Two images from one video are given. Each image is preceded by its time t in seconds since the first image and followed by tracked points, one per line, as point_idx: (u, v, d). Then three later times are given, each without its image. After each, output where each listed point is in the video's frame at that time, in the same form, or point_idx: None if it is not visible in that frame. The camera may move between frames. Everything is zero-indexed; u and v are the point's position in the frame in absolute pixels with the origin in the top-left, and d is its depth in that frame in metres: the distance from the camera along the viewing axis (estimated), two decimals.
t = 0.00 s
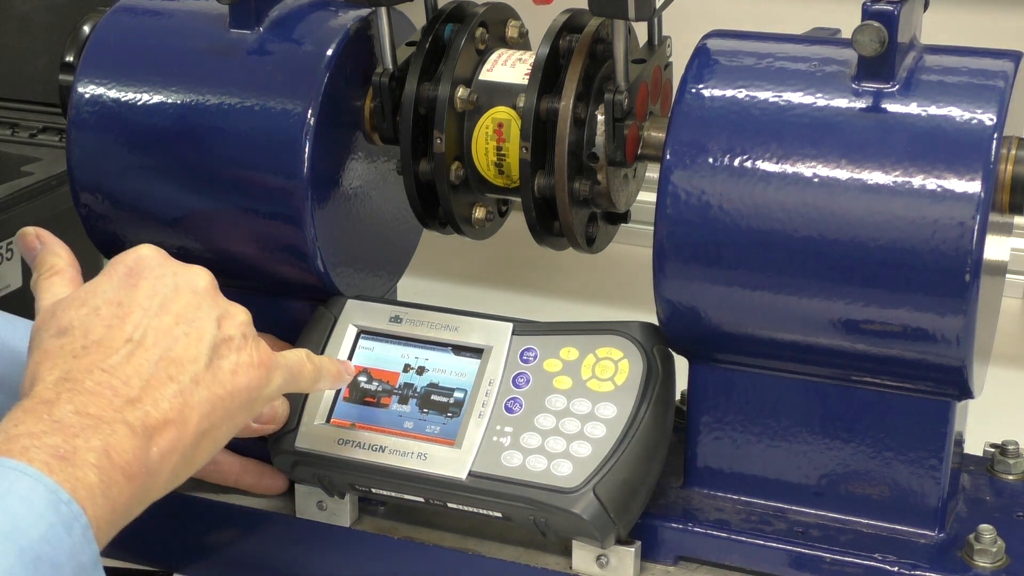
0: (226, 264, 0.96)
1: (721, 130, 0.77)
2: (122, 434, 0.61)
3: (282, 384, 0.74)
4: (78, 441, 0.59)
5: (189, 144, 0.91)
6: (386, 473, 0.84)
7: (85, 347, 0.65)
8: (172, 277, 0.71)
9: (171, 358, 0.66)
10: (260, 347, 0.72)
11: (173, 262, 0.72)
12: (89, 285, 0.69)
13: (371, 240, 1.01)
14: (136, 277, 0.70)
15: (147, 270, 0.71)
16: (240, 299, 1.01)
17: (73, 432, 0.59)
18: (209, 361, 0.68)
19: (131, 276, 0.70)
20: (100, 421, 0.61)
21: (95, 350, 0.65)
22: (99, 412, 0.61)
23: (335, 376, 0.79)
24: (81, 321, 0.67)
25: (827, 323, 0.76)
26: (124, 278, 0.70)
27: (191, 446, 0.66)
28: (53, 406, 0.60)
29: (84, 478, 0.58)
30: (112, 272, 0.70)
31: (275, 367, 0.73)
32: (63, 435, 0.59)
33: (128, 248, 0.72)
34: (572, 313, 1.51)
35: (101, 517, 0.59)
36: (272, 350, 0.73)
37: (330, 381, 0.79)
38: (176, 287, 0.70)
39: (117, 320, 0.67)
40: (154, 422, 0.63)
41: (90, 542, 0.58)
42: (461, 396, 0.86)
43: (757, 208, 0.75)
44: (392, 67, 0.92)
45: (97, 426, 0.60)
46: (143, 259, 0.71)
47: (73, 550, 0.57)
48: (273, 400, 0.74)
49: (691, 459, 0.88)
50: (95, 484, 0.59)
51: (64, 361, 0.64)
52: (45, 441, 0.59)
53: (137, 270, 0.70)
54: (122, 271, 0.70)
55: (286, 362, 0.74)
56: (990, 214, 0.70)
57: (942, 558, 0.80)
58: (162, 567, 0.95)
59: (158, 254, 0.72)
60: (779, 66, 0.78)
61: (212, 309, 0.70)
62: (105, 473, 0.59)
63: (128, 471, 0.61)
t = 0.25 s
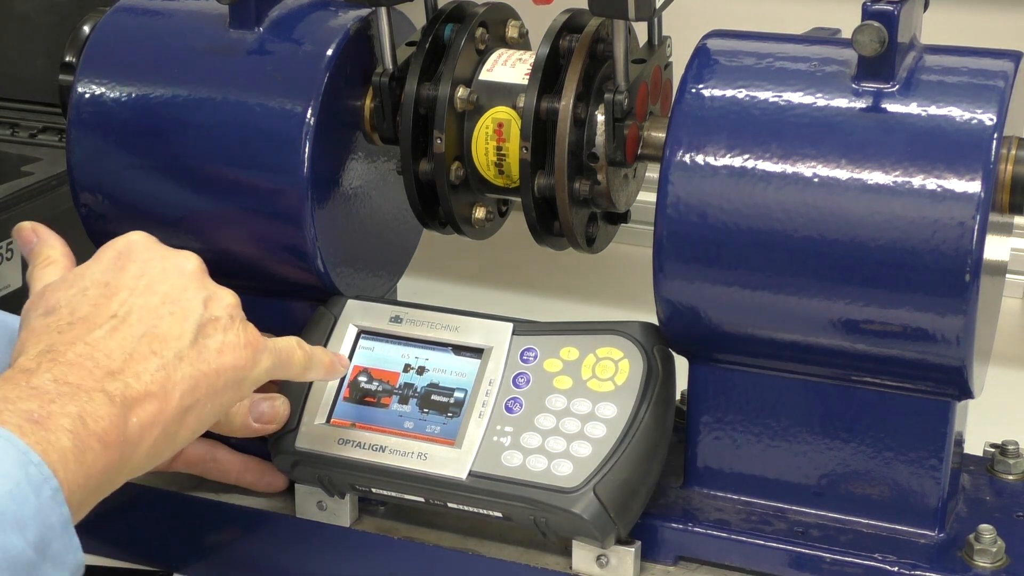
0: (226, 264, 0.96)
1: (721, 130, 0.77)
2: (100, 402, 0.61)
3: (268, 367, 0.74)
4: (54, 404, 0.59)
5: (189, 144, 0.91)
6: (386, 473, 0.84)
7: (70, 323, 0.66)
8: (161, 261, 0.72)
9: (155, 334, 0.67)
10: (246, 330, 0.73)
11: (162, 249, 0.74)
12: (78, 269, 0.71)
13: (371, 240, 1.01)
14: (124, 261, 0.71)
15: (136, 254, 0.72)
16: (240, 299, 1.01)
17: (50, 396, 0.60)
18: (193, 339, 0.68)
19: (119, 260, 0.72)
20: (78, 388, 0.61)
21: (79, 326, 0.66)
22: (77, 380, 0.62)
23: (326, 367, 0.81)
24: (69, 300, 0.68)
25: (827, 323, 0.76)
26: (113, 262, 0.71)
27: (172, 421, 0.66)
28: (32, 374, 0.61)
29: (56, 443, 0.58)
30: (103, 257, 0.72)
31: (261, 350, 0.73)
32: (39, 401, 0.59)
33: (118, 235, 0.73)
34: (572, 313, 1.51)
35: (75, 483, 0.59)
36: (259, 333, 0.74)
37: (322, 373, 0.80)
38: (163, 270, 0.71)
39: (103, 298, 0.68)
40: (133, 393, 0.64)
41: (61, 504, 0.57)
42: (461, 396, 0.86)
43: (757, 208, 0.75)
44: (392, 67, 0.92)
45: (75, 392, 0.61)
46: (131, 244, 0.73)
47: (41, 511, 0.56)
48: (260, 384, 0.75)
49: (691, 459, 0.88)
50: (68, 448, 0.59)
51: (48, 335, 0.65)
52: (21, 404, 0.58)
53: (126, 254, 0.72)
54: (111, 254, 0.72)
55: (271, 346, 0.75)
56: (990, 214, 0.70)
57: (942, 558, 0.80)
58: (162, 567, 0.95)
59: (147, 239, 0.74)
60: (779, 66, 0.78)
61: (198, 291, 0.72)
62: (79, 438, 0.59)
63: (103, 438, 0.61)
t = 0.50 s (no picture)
0: (226, 264, 0.96)
1: (721, 130, 0.77)
2: (90, 420, 0.61)
3: (276, 391, 0.73)
4: (40, 420, 0.59)
5: (189, 144, 0.91)
6: (386, 473, 0.84)
7: (77, 332, 0.66)
8: (180, 275, 0.72)
9: (159, 352, 0.66)
10: (256, 352, 0.72)
11: (185, 262, 0.73)
12: (96, 275, 0.70)
13: (371, 240, 1.01)
14: (142, 269, 0.72)
15: (156, 265, 0.72)
16: (240, 299, 1.01)
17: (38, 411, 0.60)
18: (197, 360, 0.68)
19: (139, 272, 0.71)
20: (71, 403, 0.61)
21: (85, 337, 0.65)
22: (70, 395, 0.61)
23: (332, 386, 0.77)
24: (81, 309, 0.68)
25: (827, 323, 0.76)
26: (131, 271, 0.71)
27: (164, 443, 0.66)
28: (27, 385, 0.61)
29: (37, 459, 0.58)
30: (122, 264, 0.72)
31: (268, 373, 0.72)
32: (28, 414, 0.59)
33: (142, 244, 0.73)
34: (572, 314, 1.51)
35: (51, 502, 0.59)
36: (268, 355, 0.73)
37: (327, 391, 0.77)
38: (179, 285, 0.71)
39: (115, 308, 0.68)
40: (126, 414, 0.63)
41: (30, 523, 0.57)
42: (461, 396, 0.86)
43: (757, 208, 0.75)
44: (392, 67, 0.92)
45: (66, 408, 0.61)
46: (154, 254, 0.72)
47: (9, 528, 0.56)
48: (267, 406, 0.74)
49: (691, 459, 0.88)
50: (47, 466, 0.58)
51: (53, 343, 0.65)
52: (8, 416, 0.58)
53: (145, 265, 0.72)
54: (130, 263, 0.72)
55: (282, 368, 0.73)
56: (990, 214, 0.70)
57: (942, 558, 0.80)
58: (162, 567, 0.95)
59: (171, 251, 0.74)
60: (779, 66, 0.78)
61: (212, 309, 0.70)
62: (62, 456, 0.59)
63: (87, 458, 0.60)
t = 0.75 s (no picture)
0: (226, 264, 0.96)
1: (722, 130, 0.77)
2: (67, 433, 0.63)
3: (256, 390, 0.74)
4: (17, 435, 0.61)
5: (189, 144, 0.91)
6: (386, 473, 0.84)
7: (57, 340, 0.68)
8: (158, 277, 0.73)
9: (137, 359, 0.68)
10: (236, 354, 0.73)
11: (163, 263, 0.74)
12: (74, 279, 0.72)
13: (371, 240, 1.01)
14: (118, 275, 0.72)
15: (135, 268, 0.73)
16: (240, 299, 1.01)
17: (16, 425, 0.62)
18: (176, 367, 0.69)
19: (116, 274, 0.72)
20: (48, 416, 0.63)
21: (65, 347, 0.67)
22: (48, 408, 0.63)
23: (311, 374, 0.79)
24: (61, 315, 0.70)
25: (827, 323, 0.76)
26: (110, 274, 0.72)
27: (144, 450, 0.68)
28: (6, 398, 0.63)
29: (14, 475, 0.60)
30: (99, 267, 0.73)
31: (248, 372, 0.74)
32: (6, 429, 0.61)
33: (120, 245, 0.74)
34: (572, 313, 1.51)
35: (30, 515, 0.61)
36: (247, 356, 0.74)
37: (305, 380, 0.78)
38: (157, 289, 0.72)
39: (94, 315, 0.69)
40: (104, 424, 0.65)
41: (5, 537, 0.59)
42: (461, 396, 0.86)
43: (757, 209, 0.75)
44: (392, 67, 0.92)
45: (42, 422, 0.63)
46: (133, 256, 0.73)
47: None
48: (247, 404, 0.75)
49: (691, 459, 0.88)
50: (25, 481, 0.61)
51: (33, 353, 0.67)
52: None
53: (123, 267, 0.73)
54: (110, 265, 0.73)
55: (261, 365, 0.75)
56: (990, 214, 0.70)
57: (942, 558, 0.81)
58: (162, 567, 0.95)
59: (150, 252, 0.74)
60: (779, 66, 0.78)
61: (191, 312, 0.72)
62: (39, 471, 0.61)
63: (65, 470, 0.63)
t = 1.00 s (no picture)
0: (226, 264, 0.96)
1: (721, 130, 0.77)
2: (79, 444, 0.63)
3: (266, 400, 0.74)
4: (30, 446, 0.61)
5: (190, 144, 0.91)
6: (386, 473, 0.84)
7: (67, 355, 0.68)
8: (164, 291, 0.73)
9: (147, 371, 0.68)
10: (245, 364, 0.73)
11: (169, 278, 0.75)
12: (81, 297, 0.72)
13: (371, 240, 1.01)
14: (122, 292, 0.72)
15: (141, 283, 0.73)
16: (240, 299, 1.01)
17: (28, 437, 0.61)
18: (186, 377, 0.69)
19: (123, 289, 0.73)
20: (60, 428, 0.63)
21: (74, 361, 0.67)
22: (59, 420, 0.63)
23: (323, 386, 0.78)
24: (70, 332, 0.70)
25: (827, 323, 0.76)
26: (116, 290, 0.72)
27: (157, 461, 0.67)
28: (18, 412, 0.63)
29: (28, 486, 0.60)
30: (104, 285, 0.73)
31: (258, 381, 0.73)
32: (19, 441, 0.61)
33: (125, 261, 0.75)
34: (572, 313, 1.51)
35: (46, 526, 0.61)
36: (256, 365, 0.74)
37: (317, 393, 0.78)
38: (164, 303, 0.72)
39: (102, 329, 0.70)
40: (116, 435, 0.65)
41: (22, 548, 0.59)
42: (461, 396, 0.86)
43: (757, 208, 0.75)
44: (392, 67, 0.92)
45: (54, 434, 0.62)
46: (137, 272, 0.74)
47: None
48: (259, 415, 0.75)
49: (691, 459, 0.88)
50: (39, 492, 0.60)
51: (44, 369, 0.67)
52: None
53: (129, 282, 0.73)
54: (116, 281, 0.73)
55: (273, 375, 0.75)
56: (990, 214, 0.70)
57: (942, 558, 0.81)
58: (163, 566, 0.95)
59: (154, 268, 0.75)
60: (779, 66, 0.78)
61: (198, 324, 0.72)
62: (53, 481, 0.61)
63: (79, 481, 0.62)
